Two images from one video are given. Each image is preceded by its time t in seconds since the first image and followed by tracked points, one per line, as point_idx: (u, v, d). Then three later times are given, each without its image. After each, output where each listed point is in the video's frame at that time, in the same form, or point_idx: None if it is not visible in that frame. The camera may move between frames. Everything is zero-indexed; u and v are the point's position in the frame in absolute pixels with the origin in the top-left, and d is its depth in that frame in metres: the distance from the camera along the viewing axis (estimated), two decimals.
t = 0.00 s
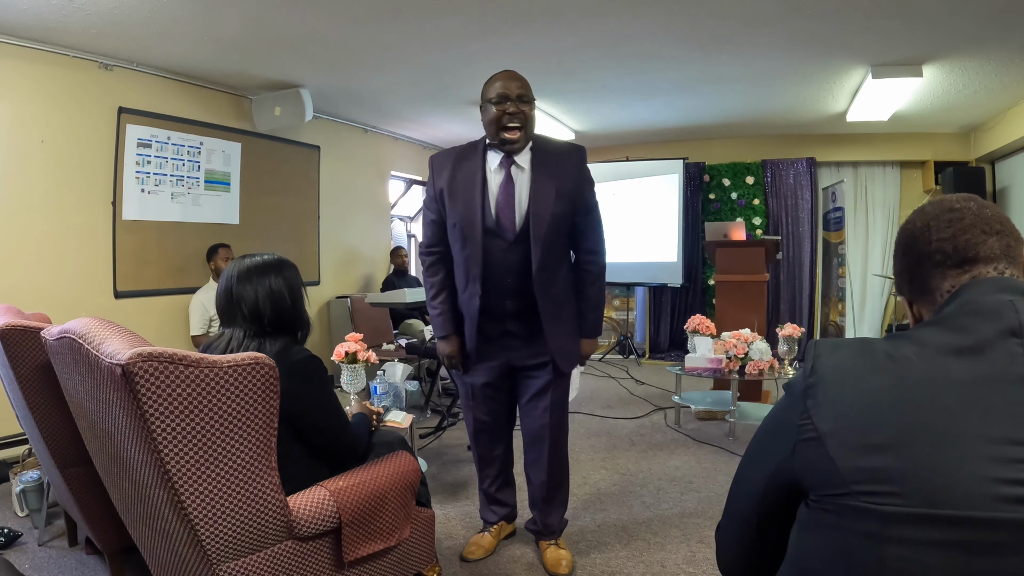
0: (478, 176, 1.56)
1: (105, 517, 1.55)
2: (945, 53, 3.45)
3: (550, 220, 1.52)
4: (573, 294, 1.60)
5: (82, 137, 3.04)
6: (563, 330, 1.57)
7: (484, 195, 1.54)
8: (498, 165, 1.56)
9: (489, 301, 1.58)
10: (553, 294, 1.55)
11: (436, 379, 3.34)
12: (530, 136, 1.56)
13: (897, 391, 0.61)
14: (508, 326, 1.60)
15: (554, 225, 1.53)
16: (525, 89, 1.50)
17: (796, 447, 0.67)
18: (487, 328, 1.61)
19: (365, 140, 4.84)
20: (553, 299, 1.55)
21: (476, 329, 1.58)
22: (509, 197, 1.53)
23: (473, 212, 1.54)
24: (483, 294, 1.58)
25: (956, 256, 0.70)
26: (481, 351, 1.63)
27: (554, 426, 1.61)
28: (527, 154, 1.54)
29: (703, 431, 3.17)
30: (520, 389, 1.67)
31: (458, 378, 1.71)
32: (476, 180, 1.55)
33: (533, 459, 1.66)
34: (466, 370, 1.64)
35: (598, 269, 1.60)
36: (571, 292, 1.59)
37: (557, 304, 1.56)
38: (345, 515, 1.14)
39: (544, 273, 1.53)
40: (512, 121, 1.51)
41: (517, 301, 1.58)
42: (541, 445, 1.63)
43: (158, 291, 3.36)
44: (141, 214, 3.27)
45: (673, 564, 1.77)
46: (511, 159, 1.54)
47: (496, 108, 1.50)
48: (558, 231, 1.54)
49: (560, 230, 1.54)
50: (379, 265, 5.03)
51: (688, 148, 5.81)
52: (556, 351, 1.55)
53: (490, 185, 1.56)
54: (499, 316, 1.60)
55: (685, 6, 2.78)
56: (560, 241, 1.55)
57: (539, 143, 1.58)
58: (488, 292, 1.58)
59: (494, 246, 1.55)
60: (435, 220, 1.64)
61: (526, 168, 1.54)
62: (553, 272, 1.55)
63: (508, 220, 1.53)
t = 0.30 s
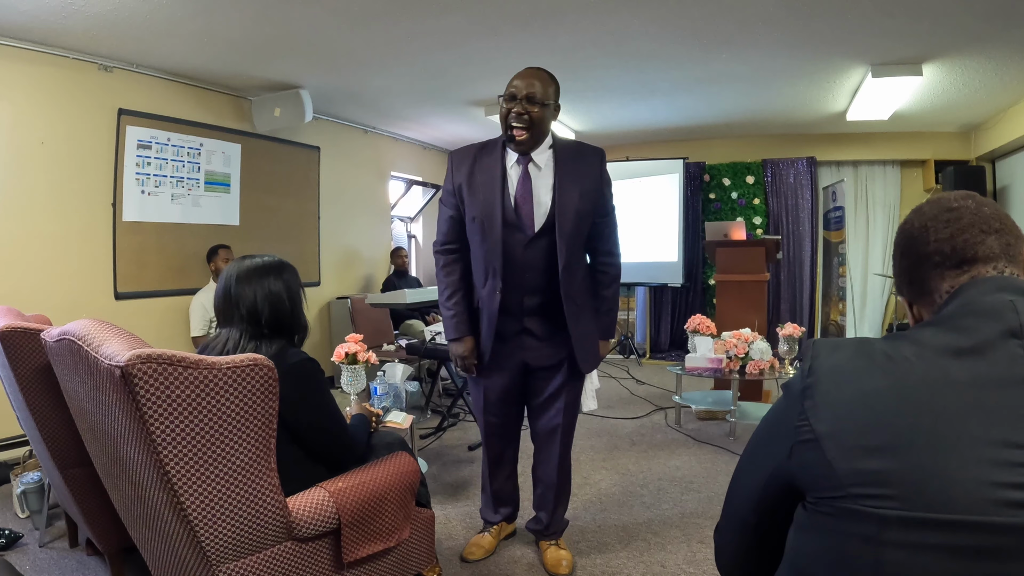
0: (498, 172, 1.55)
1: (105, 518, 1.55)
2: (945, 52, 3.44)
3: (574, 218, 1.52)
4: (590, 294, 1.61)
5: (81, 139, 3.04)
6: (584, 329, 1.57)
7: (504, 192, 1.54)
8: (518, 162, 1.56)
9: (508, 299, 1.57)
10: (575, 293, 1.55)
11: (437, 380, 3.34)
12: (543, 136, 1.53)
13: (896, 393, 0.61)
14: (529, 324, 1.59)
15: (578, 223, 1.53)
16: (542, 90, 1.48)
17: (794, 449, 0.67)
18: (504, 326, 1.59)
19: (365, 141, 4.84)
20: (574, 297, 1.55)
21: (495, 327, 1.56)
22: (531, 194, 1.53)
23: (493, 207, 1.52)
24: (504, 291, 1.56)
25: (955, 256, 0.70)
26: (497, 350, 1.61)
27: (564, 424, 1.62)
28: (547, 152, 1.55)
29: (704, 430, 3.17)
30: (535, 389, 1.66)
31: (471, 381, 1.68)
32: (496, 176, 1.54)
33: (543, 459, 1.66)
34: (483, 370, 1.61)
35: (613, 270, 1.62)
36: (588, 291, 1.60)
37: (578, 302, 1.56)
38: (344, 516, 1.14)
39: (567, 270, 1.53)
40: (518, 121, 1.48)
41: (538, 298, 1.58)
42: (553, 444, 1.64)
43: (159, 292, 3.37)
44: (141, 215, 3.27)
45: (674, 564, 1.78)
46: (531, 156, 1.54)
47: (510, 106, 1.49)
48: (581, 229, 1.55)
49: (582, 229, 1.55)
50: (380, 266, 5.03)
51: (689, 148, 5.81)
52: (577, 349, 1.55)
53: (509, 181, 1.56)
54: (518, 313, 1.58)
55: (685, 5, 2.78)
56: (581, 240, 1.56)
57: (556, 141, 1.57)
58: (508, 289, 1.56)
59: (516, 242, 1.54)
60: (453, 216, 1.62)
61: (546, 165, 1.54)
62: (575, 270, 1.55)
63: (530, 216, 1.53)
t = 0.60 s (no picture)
0: (505, 172, 1.55)
1: (105, 519, 1.55)
2: (944, 51, 3.44)
3: (579, 219, 1.52)
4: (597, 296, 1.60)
5: (81, 141, 3.05)
6: (591, 331, 1.57)
7: (510, 192, 1.54)
8: (524, 162, 1.56)
9: (512, 300, 1.58)
10: (580, 295, 1.55)
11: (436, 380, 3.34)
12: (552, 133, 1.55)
13: (891, 396, 0.61)
14: (534, 325, 1.59)
15: (584, 223, 1.53)
16: (548, 89, 1.49)
17: (790, 450, 0.67)
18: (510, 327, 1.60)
19: (365, 141, 4.84)
20: (581, 299, 1.55)
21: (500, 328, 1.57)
22: (537, 194, 1.53)
23: (499, 207, 1.53)
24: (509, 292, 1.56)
25: (952, 256, 0.70)
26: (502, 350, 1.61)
27: (571, 423, 1.63)
28: (553, 152, 1.55)
29: (704, 430, 3.17)
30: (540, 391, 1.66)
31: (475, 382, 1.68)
32: (502, 177, 1.55)
33: (548, 459, 1.67)
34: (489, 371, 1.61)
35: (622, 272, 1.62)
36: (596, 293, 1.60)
37: (585, 304, 1.56)
38: (344, 516, 1.15)
39: (573, 272, 1.53)
40: (528, 121, 1.50)
41: (545, 299, 1.58)
42: (559, 444, 1.65)
43: (159, 293, 3.37)
44: (141, 216, 3.27)
45: (674, 564, 1.78)
46: (538, 156, 1.54)
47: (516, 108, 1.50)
48: (587, 230, 1.55)
49: (588, 230, 1.55)
50: (380, 267, 5.03)
51: (689, 148, 5.82)
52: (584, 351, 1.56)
53: (515, 181, 1.56)
54: (523, 314, 1.58)
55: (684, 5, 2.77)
56: (588, 240, 1.56)
57: (563, 142, 1.58)
58: (514, 290, 1.57)
59: (522, 242, 1.54)
60: (461, 217, 1.63)
61: (552, 165, 1.54)
62: (582, 272, 1.55)
63: (536, 216, 1.53)
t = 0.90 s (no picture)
0: (498, 174, 1.56)
1: (108, 520, 1.56)
2: (945, 51, 3.44)
3: (572, 222, 1.52)
4: (590, 300, 1.59)
5: (83, 143, 3.06)
6: (583, 336, 1.56)
7: (502, 193, 1.54)
8: (517, 164, 1.56)
9: (505, 302, 1.58)
10: (572, 299, 1.55)
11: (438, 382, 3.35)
12: (544, 136, 1.54)
13: (889, 395, 0.61)
14: (525, 327, 1.59)
15: (577, 226, 1.53)
16: (537, 94, 1.48)
17: (790, 449, 0.67)
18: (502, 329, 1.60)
19: (366, 143, 4.85)
20: (573, 302, 1.55)
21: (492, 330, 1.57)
22: (529, 195, 1.53)
23: (491, 209, 1.53)
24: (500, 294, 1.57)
25: (951, 261, 0.71)
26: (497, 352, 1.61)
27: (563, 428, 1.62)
28: (546, 154, 1.55)
29: (705, 431, 3.17)
30: (535, 394, 1.65)
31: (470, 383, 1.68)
32: (495, 178, 1.55)
33: (544, 463, 1.67)
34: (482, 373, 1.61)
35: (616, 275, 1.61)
36: (589, 297, 1.60)
37: (577, 308, 1.56)
38: (345, 518, 1.15)
39: (565, 275, 1.53)
40: (520, 128, 1.50)
41: (537, 302, 1.57)
42: (554, 447, 1.65)
43: (161, 295, 3.38)
44: (142, 218, 3.28)
45: (675, 565, 1.78)
46: (531, 158, 1.55)
47: (506, 115, 1.50)
48: (580, 233, 1.54)
49: (581, 233, 1.55)
50: (381, 268, 5.04)
51: (689, 149, 5.82)
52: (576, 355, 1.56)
53: (508, 182, 1.57)
54: (515, 316, 1.59)
55: (684, 5, 2.77)
56: (581, 243, 1.56)
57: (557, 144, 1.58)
58: (506, 292, 1.57)
59: (513, 245, 1.54)
60: (455, 219, 1.63)
61: (544, 167, 1.55)
62: (573, 275, 1.55)
63: (527, 217, 1.53)
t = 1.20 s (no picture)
0: (480, 172, 1.59)
1: (112, 521, 1.56)
2: (946, 51, 3.43)
3: (546, 221, 1.50)
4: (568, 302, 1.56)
5: (85, 145, 3.06)
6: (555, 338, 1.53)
7: (482, 189, 1.57)
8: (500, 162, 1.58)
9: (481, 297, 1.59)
10: (544, 299, 1.52)
11: (439, 383, 3.35)
12: (521, 129, 1.52)
13: (890, 392, 0.61)
14: (496, 324, 1.57)
15: (552, 226, 1.50)
16: (509, 84, 1.48)
17: (793, 446, 0.67)
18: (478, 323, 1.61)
19: (367, 144, 4.85)
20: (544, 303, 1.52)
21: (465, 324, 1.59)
22: (504, 193, 1.53)
23: (469, 204, 1.57)
24: (474, 288, 1.59)
25: (949, 263, 0.71)
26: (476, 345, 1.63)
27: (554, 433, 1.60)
28: (527, 153, 1.55)
29: (706, 432, 3.17)
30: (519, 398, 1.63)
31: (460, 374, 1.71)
32: (477, 175, 1.58)
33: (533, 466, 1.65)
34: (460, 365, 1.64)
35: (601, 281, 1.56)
36: (566, 300, 1.56)
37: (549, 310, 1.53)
38: (348, 518, 1.15)
39: (536, 274, 1.50)
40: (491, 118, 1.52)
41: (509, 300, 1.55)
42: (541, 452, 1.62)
43: (163, 296, 3.38)
44: (144, 220, 3.29)
45: (676, 565, 1.78)
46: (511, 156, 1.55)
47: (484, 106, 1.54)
48: (558, 233, 1.52)
49: (558, 233, 1.51)
50: (382, 269, 5.04)
51: (691, 150, 5.82)
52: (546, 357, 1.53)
53: (490, 181, 1.59)
54: (487, 312, 1.58)
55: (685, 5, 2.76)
56: (559, 245, 1.53)
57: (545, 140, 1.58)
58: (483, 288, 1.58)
59: (487, 240, 1.55)
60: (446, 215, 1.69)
61: (523, 165, 1.55)
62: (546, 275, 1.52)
63: (502, 214, 1.53)
